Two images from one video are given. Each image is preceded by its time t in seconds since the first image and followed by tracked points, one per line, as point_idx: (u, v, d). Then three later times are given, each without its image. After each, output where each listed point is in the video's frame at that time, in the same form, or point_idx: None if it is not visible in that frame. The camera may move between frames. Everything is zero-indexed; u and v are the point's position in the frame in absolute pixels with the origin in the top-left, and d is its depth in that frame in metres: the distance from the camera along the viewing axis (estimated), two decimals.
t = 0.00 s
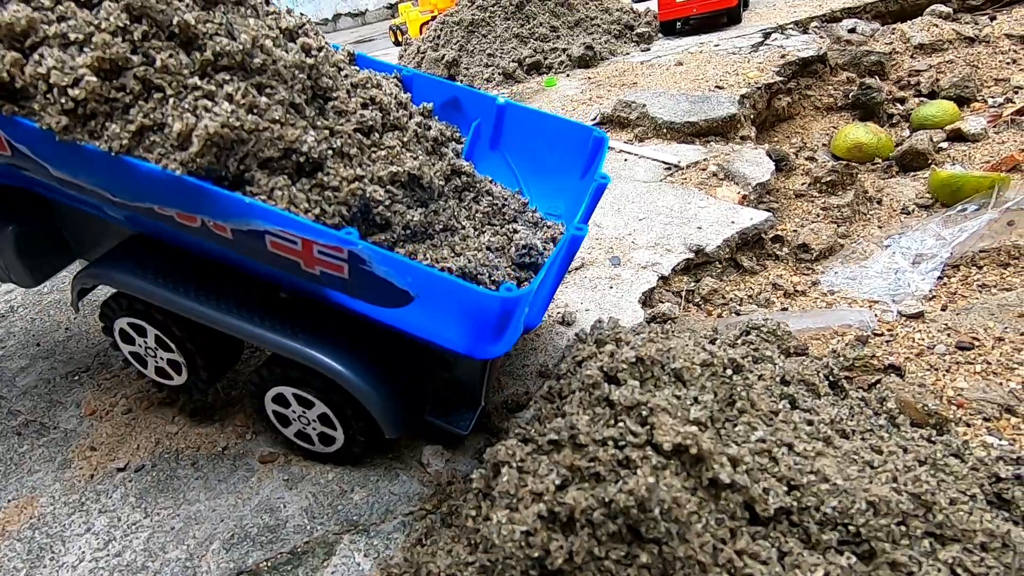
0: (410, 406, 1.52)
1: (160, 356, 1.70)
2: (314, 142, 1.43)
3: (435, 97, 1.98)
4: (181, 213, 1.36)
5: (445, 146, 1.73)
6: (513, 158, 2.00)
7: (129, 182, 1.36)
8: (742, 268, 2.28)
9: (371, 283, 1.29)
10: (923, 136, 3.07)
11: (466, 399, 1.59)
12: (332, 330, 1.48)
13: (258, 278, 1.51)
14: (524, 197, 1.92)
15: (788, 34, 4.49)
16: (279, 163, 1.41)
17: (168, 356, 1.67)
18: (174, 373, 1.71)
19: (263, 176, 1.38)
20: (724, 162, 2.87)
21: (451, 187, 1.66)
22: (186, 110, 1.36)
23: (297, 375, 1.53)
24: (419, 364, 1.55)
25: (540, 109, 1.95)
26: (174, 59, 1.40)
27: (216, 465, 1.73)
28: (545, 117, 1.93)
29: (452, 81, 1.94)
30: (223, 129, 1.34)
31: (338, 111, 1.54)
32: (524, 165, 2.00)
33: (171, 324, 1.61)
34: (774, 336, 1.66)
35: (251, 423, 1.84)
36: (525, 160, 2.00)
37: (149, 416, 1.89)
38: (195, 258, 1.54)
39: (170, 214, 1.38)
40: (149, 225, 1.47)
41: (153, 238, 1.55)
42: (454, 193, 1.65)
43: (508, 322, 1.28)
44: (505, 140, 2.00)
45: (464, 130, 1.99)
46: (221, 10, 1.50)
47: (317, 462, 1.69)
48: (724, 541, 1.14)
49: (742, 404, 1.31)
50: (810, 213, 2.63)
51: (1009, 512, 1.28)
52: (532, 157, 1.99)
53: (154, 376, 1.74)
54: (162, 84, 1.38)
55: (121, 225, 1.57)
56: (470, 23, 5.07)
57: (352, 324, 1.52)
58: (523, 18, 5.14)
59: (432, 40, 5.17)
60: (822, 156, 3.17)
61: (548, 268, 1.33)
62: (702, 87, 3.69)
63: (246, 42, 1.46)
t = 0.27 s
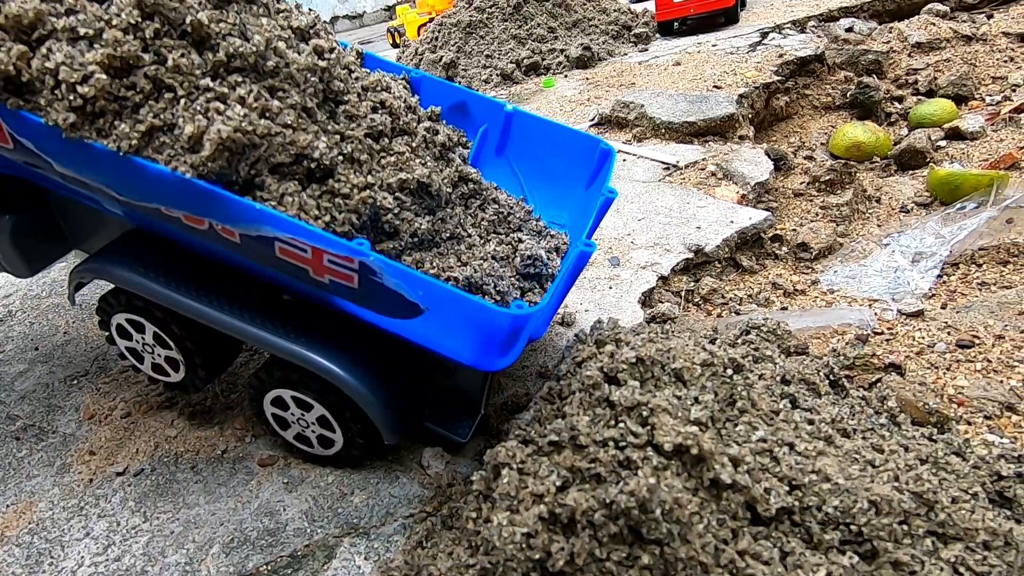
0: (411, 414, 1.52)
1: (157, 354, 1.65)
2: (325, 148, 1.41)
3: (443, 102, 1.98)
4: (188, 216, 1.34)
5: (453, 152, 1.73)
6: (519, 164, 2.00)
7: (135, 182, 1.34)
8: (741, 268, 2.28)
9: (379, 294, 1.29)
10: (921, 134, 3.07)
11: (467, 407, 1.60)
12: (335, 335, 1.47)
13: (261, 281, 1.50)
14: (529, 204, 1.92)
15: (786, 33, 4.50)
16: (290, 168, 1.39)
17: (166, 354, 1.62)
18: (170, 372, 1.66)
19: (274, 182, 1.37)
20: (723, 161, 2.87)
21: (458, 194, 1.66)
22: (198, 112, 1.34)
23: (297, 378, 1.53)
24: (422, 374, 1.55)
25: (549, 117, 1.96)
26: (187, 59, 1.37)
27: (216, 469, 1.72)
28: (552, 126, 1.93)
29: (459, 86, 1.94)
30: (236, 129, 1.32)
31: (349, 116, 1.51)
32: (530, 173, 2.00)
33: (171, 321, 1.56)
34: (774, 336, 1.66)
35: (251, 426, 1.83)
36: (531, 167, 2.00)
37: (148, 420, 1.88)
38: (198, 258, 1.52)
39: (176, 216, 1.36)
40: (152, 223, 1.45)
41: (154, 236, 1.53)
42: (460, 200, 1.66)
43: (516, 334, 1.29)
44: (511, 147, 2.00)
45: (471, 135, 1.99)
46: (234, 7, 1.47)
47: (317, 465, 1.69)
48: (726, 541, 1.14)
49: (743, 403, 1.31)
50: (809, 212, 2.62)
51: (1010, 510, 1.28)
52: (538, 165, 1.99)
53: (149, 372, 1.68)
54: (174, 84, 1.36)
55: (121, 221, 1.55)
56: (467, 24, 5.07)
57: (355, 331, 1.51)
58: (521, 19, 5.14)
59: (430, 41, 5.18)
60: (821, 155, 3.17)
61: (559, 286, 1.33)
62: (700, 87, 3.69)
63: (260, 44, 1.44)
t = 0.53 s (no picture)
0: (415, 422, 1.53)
1: (154, 345, 1.62)
2: (348, 155, 1.40)
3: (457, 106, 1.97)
4: (205, 216, 1.32)
5: (466, 159, 1.71)
6: (530, 172, 2.00)
7: (151, 176, 1.31)
8: (742, 267, 2.28)
9: (397, 308, 1.29)
10: (921, 133, 3.08)
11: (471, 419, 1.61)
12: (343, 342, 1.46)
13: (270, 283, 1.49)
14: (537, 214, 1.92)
15: (785, 33, 4.50)
16: (312, 175, 1.38)
17: (166, 346, 1.60)
18: (167, 364, 1.63)
19: (295, 188, 1.36)
20: (723, 161, 2.87)
21: (470, 204, 1.65)
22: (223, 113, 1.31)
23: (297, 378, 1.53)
24: (423, 372, 1.54)
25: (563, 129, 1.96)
26: (212, 57, 1.34)
27: (217, 470, 1.72)
28: (567, 138, 1.93)
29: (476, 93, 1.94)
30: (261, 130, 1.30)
31: (370, 121, 1.51)
32: (540, 182, 2.00)
33: (174, 315, 1.54)
34: (776, 335, 1.66)
35: (253, 426, 1.83)
36: (541, 177, 2.00)
37: (149, 421, 1.88)
38: (205, 254, 1.49)
39: (193, 215, 1.34)
40: (163, 216, 1.42)
41: (160, 227, 1.50)
42: (472, 209, 1.66)
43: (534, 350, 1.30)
44: (523, 155, 2.00)
45: (483, 141, 1.99)
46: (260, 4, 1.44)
47: (318, 466, 1.68)
48: (729, 540, 1.14)
49: (745, 403, 1.31)
50: (810, 212, 2.62)
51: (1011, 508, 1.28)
52: (549, 175, 1.99)
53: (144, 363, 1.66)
54: (198, 82, 1.33)
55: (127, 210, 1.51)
56: (466, 24, 5.08)
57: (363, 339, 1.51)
58: (520, 19, 5.14)
59: (429, 42, 5.19)
60: (821, 155, 3.17)
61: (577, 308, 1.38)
62: (700, 87, 3.69)
63: (287, 45, 1.41)
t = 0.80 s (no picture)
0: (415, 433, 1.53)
1: (153, 333, 1.60)
2: (370, 171, 1.38)
3: (473, 110, 1.98)
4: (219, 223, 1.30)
5: (480, 166, 1.71)
6: (542, 182, 2.00)
7: (165, 177, 1.29)
8: (742, 267, 2.28)
9: (409, 334, 1.26)
10: (920, 133, 3.08)
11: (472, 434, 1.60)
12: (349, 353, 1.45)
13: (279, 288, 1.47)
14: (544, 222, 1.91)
15: (784, 33, 4.50)
16: (333, 190, 1.36)
17: (165, 337, 1.59)
18: (165, 354, 1.62)
19: (315, 205, 1.34)
20: (722, 161, 2.87)
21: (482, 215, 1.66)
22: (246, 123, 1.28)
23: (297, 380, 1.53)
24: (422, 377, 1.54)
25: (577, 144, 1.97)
26: (236, 63, 1.31)
27: (217, 470, 1.72)
28: (581, 150, 1.94)
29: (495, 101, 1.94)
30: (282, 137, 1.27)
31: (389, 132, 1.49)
32: (549, 192, 2.00)
33: (178, 310, 1.52)
34: (774, 334, 1.66)
35: (254, 426, 1.83)
36: (551, 187, 2.00)
37: (149, 421, 1.88)
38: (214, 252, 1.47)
39: (208, 221, 1.32)
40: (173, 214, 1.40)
41: (168, 221, 1.48)
42: (484, 220, 1.66)
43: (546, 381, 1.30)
44: (535, 165, 2.00)
45: (497, 146, 1.99)
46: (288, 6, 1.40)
47: (318, 465, 1.69)
48: (729, 540, 1.14)
49: (745, 403, 1.31)
50: (809, 212, 2.63)
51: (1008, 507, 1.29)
52: (559, 187, 1.99)
53: (141, 350, 1.64)
54: (222, 88, 1.30)
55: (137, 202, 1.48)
56: (466, 24, 5.09)
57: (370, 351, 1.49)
58: (520, 19, 5.15)
59: (429, 42, 5.20)
60: (820, 155, 3.18)
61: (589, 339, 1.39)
62: (700, 87, 3.69)
63: (314, 53, 1.37)
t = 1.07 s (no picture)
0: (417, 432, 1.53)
1: (151, 326, 1.60)
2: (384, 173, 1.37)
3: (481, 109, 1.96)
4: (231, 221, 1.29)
5: (488, 166, 1.72)
6: (548, 183, 2.00)
7: (175, 172, 1.28)
8: (741, 268, 2.28)
9: (421, 339, 1.25)
10: (919, 134, 3.09)
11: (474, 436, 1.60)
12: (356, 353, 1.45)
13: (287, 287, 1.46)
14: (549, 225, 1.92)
15: (784, 34, 4.50)
16: (347, 191, 1.35)
17: (163, 330, 1.58)
18: (162, 347, 1.62)
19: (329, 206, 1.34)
20: (721, 162, 2.88)
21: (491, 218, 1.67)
22: (262, 119, 1.27)
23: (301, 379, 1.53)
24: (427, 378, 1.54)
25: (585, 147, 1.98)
26: (252, 58, 1.30)
27: (217, 470, 1.72)
28: (589, 155, 1.95)
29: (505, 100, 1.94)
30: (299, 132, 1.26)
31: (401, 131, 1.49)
32: (554, 195, 2.00)
33: (178, 305, 1.52)
34: (774, 335, 1.67)
35: (254, 426, 1.84)
36: (556, 190, 2.00)
37: (148, 421, 1.89)
38: (221, 248, 1.46)
39: (219, 218, 1.31)
40: (180, 208, 1.39)
41: (173, 215, 1.47)
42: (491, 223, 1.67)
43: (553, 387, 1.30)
44: (541, 166, 2.00)
45: (504, 146, 1.98)
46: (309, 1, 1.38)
47: (318, 466, 1.69)
48: (728, 540, 1.15)
49: (744, 403, 1.32)
50: (808, 212, 2.63)
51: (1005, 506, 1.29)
52: (564, 189, 2.00)
53: (138, 342, 1.64)
54: (237, 83, 1.29)
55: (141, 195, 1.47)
56: (466, 25, 5.11)
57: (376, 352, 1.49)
58: (519, 20, 5.16)
59: (429, 42, 5.22)
60: (819, 156, 3.18)
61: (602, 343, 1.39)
62: (699, 87, 3.69)
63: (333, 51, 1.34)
